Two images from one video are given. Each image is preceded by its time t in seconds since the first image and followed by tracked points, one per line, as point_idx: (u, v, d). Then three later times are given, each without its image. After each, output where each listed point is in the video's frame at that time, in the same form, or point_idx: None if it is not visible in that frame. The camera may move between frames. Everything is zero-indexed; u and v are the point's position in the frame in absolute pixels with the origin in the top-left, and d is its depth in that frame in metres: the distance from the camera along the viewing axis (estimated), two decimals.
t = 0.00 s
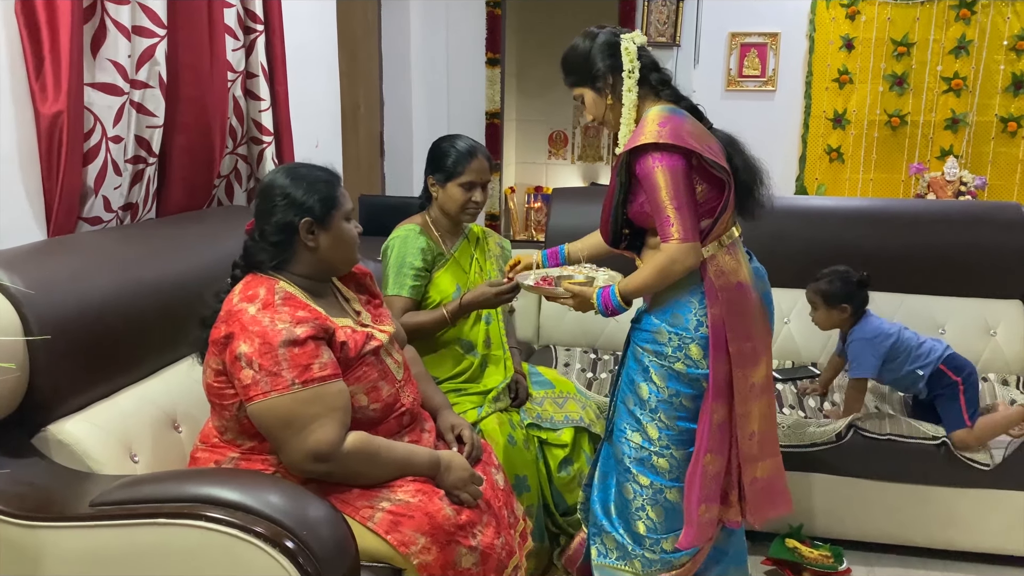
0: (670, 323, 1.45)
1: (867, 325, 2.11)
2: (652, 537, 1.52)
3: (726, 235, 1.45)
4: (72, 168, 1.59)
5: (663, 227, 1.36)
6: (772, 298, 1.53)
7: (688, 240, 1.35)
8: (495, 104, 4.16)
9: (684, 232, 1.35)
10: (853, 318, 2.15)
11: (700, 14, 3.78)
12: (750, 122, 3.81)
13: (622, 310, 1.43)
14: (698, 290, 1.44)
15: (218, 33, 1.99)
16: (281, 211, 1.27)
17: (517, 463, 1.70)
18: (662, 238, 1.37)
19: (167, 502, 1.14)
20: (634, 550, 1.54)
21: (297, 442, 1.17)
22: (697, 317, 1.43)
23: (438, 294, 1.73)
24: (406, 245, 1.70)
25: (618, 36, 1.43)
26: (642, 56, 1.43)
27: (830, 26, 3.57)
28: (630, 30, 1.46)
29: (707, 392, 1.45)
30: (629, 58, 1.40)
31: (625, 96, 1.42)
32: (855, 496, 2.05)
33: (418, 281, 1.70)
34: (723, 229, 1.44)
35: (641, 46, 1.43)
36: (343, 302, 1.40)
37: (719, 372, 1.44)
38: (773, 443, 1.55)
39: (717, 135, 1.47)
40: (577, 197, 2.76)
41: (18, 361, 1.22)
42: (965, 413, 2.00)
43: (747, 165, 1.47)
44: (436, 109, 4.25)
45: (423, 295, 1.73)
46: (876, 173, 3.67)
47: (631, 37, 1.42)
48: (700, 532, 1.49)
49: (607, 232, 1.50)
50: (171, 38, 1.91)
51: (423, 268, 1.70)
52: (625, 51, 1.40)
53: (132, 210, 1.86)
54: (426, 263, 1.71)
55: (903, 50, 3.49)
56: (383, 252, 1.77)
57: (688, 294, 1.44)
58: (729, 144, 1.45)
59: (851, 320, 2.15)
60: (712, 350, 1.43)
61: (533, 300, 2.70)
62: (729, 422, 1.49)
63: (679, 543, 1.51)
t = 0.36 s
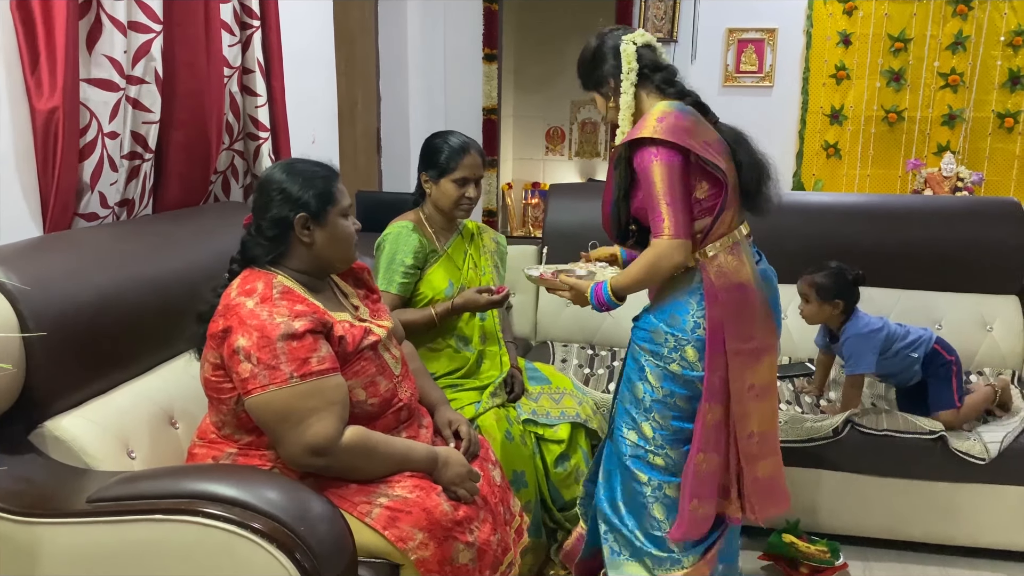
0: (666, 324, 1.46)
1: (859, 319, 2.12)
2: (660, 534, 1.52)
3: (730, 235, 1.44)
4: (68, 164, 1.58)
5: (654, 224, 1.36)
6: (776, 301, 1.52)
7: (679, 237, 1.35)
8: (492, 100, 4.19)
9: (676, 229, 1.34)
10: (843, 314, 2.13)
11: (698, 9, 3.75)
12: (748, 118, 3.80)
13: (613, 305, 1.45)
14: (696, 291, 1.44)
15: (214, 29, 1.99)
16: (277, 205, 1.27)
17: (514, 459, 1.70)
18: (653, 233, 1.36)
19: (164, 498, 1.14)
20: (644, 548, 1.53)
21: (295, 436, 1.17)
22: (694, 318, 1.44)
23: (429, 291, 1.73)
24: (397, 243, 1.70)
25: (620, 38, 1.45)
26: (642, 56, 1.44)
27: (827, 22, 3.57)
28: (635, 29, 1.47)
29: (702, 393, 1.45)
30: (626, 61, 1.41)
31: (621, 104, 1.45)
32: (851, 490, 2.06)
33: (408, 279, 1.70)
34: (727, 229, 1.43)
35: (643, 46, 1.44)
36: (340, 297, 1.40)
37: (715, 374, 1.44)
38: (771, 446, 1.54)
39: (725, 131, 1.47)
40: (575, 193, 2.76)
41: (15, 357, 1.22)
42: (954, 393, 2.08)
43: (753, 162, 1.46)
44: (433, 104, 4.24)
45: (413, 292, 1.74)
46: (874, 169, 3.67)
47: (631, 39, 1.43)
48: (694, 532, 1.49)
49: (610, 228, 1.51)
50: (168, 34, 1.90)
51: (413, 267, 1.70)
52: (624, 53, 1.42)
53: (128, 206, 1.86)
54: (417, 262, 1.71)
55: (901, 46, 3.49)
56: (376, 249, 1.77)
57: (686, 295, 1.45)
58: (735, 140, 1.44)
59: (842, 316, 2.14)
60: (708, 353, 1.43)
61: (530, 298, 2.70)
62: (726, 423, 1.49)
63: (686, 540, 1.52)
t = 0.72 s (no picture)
0: (668, 341, 1.45)
1: (857, 312, 2.13)
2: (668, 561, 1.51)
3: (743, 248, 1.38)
4: (65, 158, 1.58)
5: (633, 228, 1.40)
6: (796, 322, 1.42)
7: (651, 245, 1.38)
8: (489, 95, 4.01)
9: (649, 236, 1.38)
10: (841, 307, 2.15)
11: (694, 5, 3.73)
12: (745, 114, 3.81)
13: (611, 312, 1.52)
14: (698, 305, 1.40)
15: (211, 24, 1.98)
16: (278, 199, 1.27)
17: (512, 452, 1.71)
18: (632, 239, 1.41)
19: (161, 493, 1.14)
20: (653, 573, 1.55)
21: (293, 431, 1.17)
22: (693, 334, 1.40)
23: (424, 289, 1.73)
24: (390, 242, 1.69)
25: (658, 44, 1.47)
26: (675, 63, 1.45)
27: (824, 18, 3.57)
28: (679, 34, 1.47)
29: (697, 412, 1.42)
30: (656, 70, 1.45)
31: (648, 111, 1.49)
32: (847, 485, 2.07)
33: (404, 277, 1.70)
34: (738, 242, 1.38)
35: (677, 54, 1.45)
36: (338, 292, 1.40)
37: (711, 396, 1.39)
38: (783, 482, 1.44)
39: (753, 141, 1.39)
40: (571, 189, 2.76)
41: (12, 352, 1.21)
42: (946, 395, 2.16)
43: (777, 179, 1.39)
44: (429, 100, 4.23)
45: (407, 291, 1.74)
46: (870, 165, 3.67)
47: (665, 46, 1.45)
48: (688, 556, 1.46)
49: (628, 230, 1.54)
50: (163, 28, 1.89)
51: (408, 266, 1.70)
52: (655, 62, 1.45)
53: (124, 201, 1.85)
54: (412, 260, 1.71)
55: (898, 41, 3.49)
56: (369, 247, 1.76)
57: (689, 307, 1.42)
58: (755, 152, 1.37)
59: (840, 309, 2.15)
60: (704, 370, 1.39)
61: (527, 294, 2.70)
62: (729, 450, 1.43)
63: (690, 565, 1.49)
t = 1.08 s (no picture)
0: (684, 341, 1.44)
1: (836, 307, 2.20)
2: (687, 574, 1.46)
3: (756, 242, 1.34)
4: (60, 154, 1.58)
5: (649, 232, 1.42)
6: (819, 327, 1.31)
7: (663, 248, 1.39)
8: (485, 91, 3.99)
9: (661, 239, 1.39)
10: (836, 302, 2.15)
11: None
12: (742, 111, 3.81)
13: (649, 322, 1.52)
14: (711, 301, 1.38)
15: (207, 18, 1.97)
16: (276, 194, 1.27)
17: (508, 448, 1.72)
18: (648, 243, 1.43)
19: (158, 489, 1.14)
20: None
21: (289, 428, 1.17)
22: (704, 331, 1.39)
23: (419, 287, 1.73)
24: (385, 241, 1.69)
25: (711, 47, 1.44)
26: (722, 67, 1.41)
27: (821, 14, 3.57)
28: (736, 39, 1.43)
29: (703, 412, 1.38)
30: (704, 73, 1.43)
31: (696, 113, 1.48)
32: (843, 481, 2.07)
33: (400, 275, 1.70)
34: (753, 235, 1.34)
35: (727, 59, 1.41)
36: (334, 290, 1.40)
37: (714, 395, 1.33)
38: (804, 498, 1.31)
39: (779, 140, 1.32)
40: (569, 184, 2.75)
41: (8, 348, 1.21)
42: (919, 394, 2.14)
43: (802, 176, 1.30)
44: (426, 96, 4.22)
45: (404, 290, 1.74)
46: (867, 162, 3.67)
47: (718, 49, 1.42)
48: None
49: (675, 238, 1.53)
50: (159, 23, 1.89)
51: (403, 264, 1.69)
52: (705, 65, 1.43)
53: (120, 197, 1.85)
54: (407, 259, 1.70)
55: (894, 38, 3.49)
56: (364, 245, 1.76)
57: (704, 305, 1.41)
58: (776, 147, 1.30)
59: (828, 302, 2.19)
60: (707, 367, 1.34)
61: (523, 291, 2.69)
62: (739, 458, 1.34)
63: None
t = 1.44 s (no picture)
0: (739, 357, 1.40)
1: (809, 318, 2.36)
2: None
3: (811, 266, 1.28)
4: (55, 150, 1.57)
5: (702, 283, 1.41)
6: (876, 357, 1.23)
7: (712, 297, 1.37)
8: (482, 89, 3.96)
9: (709, 289, 1.37)
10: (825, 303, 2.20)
11: None
12: (739, 109, 3.82)
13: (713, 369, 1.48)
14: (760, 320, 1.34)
15: (203, 15, 1.97)
16: (272, 191, 1.27)
17: (506, 445, 1.72)
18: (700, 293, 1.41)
19: (153, 487, 1.14)
20: None
21: (285, 427, 1.17)
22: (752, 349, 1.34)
23: (416, 283, 1.74)
24: (383, 235, 1.68)
25: (780, 105, 1.38)
26: (789, 127, 1.35)
27: (818, 12, 3.57)
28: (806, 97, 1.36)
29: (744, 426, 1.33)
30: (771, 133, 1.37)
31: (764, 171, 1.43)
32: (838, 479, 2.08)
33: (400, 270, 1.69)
34: (806, 259, 1.28)
35: (796, 119, 1.34)
36: (330, 288, 1.40)
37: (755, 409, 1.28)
38: (835, 523, 1.25)
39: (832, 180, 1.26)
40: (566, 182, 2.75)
41: (3, 345, 1.21)
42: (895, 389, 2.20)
43: (857, 209, 1.23)
44: (423, 94, 4.22)
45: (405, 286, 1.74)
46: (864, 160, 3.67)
47: (788, 107, 1.35)
48: None
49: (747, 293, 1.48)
50: (155, 20, 1.88)
51: (402, 257, 1.69)
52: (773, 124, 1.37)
53: (116, 193, 1.84)
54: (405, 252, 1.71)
55: (891, 36, 3.50)
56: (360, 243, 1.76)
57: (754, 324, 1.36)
58: (819, 183, 1.26)
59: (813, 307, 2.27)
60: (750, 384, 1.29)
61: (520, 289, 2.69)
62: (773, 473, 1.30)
63: None
